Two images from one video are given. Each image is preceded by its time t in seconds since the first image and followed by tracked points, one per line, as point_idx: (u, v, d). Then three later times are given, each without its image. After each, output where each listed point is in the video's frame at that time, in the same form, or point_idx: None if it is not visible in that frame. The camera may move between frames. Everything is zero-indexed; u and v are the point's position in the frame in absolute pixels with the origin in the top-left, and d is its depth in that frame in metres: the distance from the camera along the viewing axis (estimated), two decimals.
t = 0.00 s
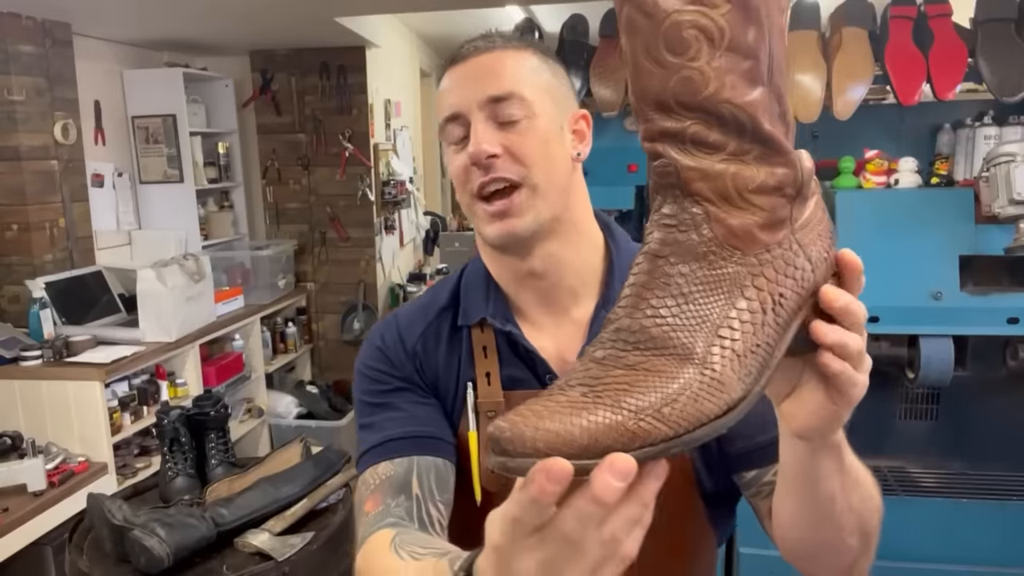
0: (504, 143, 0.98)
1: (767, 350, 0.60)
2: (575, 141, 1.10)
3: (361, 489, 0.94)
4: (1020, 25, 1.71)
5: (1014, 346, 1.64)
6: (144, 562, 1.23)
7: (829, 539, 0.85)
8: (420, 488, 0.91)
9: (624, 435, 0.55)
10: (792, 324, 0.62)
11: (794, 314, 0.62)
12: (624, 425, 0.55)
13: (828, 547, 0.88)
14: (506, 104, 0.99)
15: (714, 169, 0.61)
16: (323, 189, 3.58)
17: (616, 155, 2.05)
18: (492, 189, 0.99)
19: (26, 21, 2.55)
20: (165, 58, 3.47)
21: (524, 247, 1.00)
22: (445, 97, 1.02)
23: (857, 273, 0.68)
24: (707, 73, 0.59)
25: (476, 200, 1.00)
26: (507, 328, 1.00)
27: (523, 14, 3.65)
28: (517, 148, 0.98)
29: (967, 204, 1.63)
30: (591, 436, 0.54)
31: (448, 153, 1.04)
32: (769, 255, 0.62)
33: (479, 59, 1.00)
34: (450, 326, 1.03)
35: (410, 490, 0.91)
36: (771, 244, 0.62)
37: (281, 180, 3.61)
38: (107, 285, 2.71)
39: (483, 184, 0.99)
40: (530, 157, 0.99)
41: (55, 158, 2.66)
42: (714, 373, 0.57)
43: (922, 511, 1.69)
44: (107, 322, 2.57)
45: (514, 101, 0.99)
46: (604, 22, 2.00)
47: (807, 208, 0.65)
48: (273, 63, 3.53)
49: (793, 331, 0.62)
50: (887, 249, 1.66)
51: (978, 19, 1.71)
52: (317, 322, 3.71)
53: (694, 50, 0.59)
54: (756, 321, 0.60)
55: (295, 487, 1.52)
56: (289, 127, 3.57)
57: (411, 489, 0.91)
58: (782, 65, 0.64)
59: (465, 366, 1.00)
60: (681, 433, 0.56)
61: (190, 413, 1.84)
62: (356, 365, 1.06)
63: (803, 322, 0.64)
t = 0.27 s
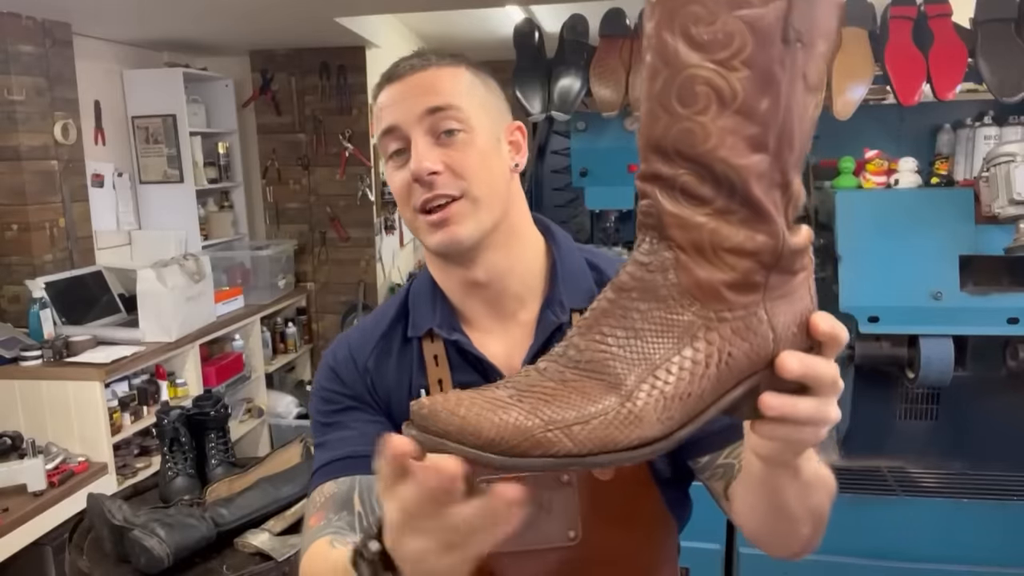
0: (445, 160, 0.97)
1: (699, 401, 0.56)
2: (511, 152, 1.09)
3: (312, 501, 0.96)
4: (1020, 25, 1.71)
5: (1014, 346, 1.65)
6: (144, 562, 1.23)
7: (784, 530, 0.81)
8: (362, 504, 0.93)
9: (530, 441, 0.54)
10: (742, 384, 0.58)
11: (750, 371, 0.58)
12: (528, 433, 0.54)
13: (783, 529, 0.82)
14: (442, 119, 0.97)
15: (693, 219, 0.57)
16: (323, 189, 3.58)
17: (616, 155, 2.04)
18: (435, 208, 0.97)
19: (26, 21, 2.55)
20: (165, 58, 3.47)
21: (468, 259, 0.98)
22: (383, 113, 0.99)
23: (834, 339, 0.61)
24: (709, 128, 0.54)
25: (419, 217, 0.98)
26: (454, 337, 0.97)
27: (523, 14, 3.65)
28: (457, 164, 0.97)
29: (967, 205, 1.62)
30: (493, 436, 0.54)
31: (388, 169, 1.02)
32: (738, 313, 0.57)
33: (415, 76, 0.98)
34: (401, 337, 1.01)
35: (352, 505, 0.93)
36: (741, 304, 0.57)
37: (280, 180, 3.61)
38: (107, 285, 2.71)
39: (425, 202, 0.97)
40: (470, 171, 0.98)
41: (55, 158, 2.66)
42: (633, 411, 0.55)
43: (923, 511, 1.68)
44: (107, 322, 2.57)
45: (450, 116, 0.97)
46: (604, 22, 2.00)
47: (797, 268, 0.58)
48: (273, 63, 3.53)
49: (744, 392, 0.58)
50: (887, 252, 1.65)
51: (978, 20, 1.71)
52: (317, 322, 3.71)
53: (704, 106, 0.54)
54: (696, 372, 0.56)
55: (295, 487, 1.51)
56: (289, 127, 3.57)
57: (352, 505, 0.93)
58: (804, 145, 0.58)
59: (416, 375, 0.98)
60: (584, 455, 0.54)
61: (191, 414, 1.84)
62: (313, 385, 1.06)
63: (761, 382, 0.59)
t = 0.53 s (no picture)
0: (456, 150, 0.96)
1: (635, 444, 0.58)
2: (516, 150, 1.10)
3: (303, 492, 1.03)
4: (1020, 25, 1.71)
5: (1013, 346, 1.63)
6: (144, 562, 1.23)
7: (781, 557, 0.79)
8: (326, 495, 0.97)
9: (462, 446, 0.59)
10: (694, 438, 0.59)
11: (710, 425, 0.59)
12: (461, 437, 0.59)
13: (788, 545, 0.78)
14: (454, 111, 0.97)
15: (669, 268, 0.58)
16: (323, 188, 3.58)
17: (615, 155, 2.03)
18: (443, 194, 0.95)
19: (26, 21, 2.55)
20: (165, 58, 3.47)
21: (465, 247, 0.97)
22: (392, 102, 0.98)
23: (824, 408, 0.59)
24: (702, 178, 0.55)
25: (425, 205, 0.96)
26: (446, 336, 0.97)
27: (523, 14, 3.65)
28: (467, 154, 0.96)
29: (968, 204, 1.63)
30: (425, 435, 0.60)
31: (394, 159, 1.00)
32: (700, 368, 0.58)
33: (426, 68, 0.98)
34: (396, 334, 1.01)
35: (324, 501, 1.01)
36: (705, 359, 0.58)
37: (280, 180, 3.61)
38: (107, 285, 2.71)
39: (433, 190, 0.95)
40: (479, 161, 0.96)
41: (55, 158, 2.66)
42: (566, 439, 0.58)
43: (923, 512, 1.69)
44: (107, 322, 2.57)
45: (461, 109, 0.98)
46: (604, 22, 2.00)
47: (783, 334, 0.58)
48: (273, 63, 3.53)
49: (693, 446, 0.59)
50: (887, 252, 1.65)
51: (978, 20, 1.71)
52: (317, 322, 3.71)
53: (699, 157, 0.55)
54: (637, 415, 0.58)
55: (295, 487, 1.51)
56: (289, 127, 3.57)
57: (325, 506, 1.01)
58: (815, 206, 0.56)
59: (409, 370, 0.98)
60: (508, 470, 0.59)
61: (190, 413, 1.84)
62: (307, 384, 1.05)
63: (721, 439, 0.60)
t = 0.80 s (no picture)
0: (497, 153, 1.00)
1: (591, 451, 0.63)
2: (560, 151, 1.12)
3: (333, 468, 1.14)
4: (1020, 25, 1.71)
5: (1013, 346, 1.62)
6: (144, 562, 1.23)
7: None
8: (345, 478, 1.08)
9: (428, 443, 0.67)
10: (664, 451, 0.62)
11: (683, 438, 0.61)
12: (426, 434, 0.67)
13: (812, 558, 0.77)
14: (498, 112, 1.00)
15: (637, 272, 0.61)
16: (323, 188, 3.58)
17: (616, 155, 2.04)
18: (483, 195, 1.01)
19: (26, 21, 2.55)
20: (165, 58, 3.47)
21: (507, 253, 1.02)
22: (439, 102, 1.02)
23: (815, 427, 0.58)
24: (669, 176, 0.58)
25: (467, 206, 1.02)
26: (472, 334, 1.03)
27: (523, 14, 3.65)
28: (509, 157, 1.00)
29: (968, 204, 1.64)
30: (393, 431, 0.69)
31: (440, 157, 1.06)
32: (666, 379, 0.61)
33: (472, 68, 1.00)
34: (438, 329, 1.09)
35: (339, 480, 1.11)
36: (674, 368, 0.61)
37: (280, 180, 3.61)
38: (107, 285, 2.71)
39: (477, 192, 1.01)
40: (521, 166, 1.01)
41: (55, 158, 2.66)
42: (522, 443, 0.64)
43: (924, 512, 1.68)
44: (107, 322, 2.57)
45: (505, 111, 1.00)
46: (604, 21, 2.00)
47: (765, 343, 0.61)
48: (273, 63, 3.52)
49: (663, 459, 0.62)
50: (884, 254, 1.65)
51: (978, 19, 1.71)
52: (317, 322, 3.71)
53: (663, 158, 0.59)
54: (597, 423, 0.63)
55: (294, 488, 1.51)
56: (289, 127, 3.56)
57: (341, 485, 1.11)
58: (795, 206, 0.58)
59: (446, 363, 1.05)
60: (465, 467, 0.66)
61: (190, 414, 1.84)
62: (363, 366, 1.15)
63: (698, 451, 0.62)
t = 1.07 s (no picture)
0: (530, 147, 1.00)
1: (600, 478, 0.61)
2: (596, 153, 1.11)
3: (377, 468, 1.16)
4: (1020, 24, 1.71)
5: (1014, 346, 1.62)
6: (144, 562, 1.23)
7: None
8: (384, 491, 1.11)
9: (431, 460, 0.67)
10: (683, 483, 0.60)
11: (703, 470, 0.59)
12: (428, 449, 0.68)
13: None
14: (534, 107, 1.02)
15: (660, 288, 0.59)
16: (323, 189, 3.58)
17: (616, 155, 2.03)
18: (511, 188, 1.00)
19: (26, 21, 2.55)
20: (165, 58, 3.47)
21: (535, 249, 1.03)
22: (477, 96, 1.05)
23: (847, 465, 0.57)
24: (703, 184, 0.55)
25: (495, 199, 1.01)
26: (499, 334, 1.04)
27: (523, 14, 3.65)
28: (541, 151, 1.00)
29: (968, 205, 1.64)
30: (399, 447, 0.70)
31: (474, 151, 1.07)
32: (685, 405, 0.59)
33: (511, 63, 1.03)
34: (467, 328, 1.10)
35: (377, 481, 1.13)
36: (696, 394, 0.58)
37: (280, 180, 3.61)
38: (107, 285, 2.71)
39: (504, 182, 1.00)
40: (551, 160, 1.00)
41: (55, 158, 2.66)
42: (526, 465, 0.63)
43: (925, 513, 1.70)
44: (107, 322, 2.57)
45: (541, 105, 1.02)
46: (604, 22, 2.00)
47: (799, 372, 0.57)
48: (273, 63, 3.53)
49: (681, 491, 0.60)
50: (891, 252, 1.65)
51: (978, 20, 1.70)
52: (317, 322, 3.71)
53: (696, 164, 0.55)
54: (608, 450, 0.61)
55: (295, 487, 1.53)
56: (289, 127, 3.57)
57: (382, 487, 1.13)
58: (841, 224, 0.54)
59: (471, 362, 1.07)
60: (467, 487, 0.65)
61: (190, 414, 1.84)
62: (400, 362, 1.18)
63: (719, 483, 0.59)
